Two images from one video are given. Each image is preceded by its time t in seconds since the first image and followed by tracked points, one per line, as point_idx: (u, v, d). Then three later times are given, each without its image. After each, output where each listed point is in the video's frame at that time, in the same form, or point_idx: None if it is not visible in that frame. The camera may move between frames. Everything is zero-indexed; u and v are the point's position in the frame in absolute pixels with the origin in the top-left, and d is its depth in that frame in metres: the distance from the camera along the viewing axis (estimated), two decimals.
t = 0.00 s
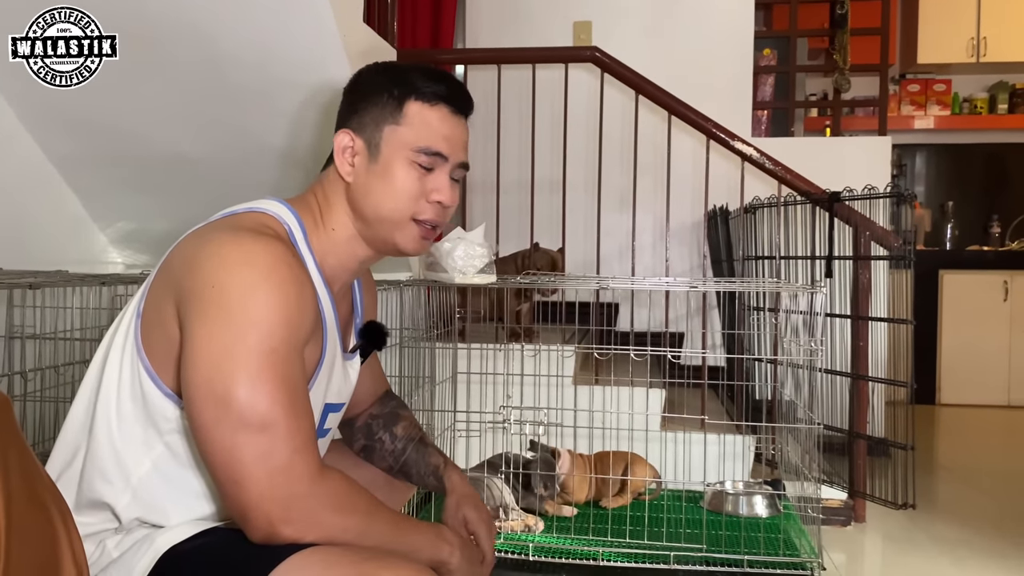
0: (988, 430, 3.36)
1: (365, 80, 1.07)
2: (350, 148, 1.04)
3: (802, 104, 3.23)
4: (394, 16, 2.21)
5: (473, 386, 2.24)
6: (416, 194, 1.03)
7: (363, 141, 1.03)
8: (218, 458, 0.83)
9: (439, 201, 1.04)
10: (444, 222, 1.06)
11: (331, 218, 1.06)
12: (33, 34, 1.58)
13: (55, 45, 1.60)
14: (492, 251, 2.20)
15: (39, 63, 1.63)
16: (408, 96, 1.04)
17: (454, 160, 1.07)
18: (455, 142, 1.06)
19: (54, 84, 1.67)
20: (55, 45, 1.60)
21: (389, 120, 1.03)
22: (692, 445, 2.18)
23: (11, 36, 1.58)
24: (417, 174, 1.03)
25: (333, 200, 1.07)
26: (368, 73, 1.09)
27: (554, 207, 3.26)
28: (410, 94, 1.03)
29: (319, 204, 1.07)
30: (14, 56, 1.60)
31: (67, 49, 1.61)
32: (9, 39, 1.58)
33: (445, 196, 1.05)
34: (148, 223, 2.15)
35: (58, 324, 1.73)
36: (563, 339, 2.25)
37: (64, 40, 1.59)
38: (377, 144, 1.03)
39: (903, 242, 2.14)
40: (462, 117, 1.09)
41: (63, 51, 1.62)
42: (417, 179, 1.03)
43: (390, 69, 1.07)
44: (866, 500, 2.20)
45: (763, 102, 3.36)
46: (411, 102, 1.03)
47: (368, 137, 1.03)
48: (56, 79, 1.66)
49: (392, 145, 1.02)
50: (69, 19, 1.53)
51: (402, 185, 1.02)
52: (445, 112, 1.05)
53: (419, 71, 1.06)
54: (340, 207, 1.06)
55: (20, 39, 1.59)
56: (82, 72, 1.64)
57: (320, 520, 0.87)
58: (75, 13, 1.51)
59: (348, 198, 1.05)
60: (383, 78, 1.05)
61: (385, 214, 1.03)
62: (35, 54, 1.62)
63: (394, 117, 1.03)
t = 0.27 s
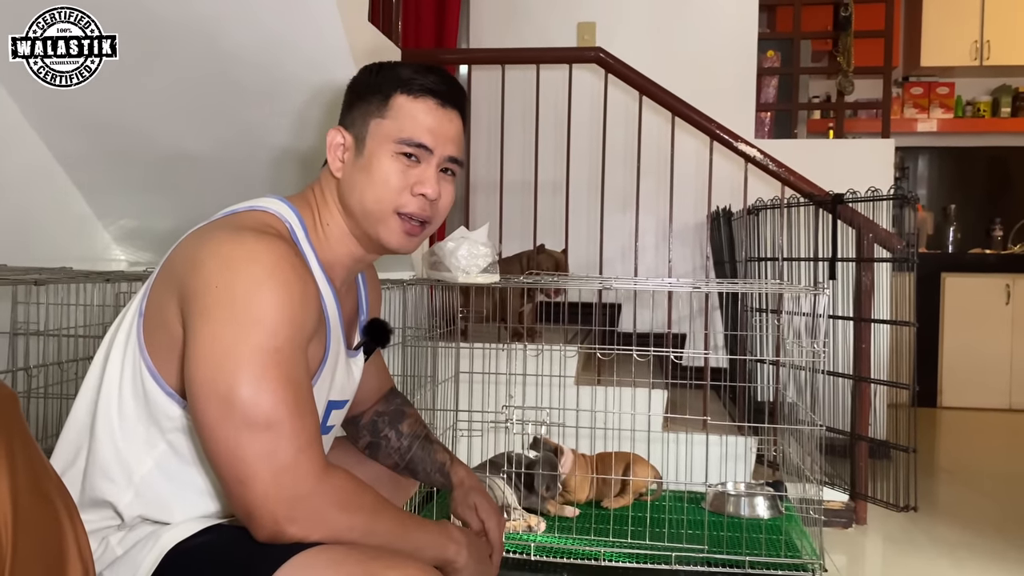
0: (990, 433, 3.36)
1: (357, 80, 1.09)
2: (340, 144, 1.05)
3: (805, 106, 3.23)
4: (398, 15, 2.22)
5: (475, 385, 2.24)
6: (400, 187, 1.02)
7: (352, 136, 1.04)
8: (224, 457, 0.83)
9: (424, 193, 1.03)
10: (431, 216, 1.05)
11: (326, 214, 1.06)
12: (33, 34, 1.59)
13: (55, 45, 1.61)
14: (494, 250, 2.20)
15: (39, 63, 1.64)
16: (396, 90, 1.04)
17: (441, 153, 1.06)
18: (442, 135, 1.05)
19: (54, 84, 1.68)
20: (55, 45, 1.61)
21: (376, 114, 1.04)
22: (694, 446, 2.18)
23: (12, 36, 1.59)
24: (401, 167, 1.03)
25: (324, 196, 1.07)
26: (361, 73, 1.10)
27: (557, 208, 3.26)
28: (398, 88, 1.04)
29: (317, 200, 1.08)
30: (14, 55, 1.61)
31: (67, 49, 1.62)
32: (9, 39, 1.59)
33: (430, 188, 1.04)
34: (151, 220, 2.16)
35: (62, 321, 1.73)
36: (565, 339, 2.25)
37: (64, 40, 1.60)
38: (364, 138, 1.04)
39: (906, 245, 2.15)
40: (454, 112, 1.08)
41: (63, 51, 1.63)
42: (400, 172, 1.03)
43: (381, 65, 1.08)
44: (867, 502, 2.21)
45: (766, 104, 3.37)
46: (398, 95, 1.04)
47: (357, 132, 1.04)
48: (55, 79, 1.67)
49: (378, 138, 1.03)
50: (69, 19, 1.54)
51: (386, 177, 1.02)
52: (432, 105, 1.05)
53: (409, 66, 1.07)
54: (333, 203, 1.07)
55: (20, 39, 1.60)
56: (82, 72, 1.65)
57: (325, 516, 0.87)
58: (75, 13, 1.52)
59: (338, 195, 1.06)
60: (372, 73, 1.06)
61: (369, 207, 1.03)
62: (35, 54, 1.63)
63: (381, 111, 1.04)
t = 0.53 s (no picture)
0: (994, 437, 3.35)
1: (364, 79, 1.09)
2: (345, 142, 1.05)
3: (810, 108, 3.23)
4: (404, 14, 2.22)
5: (478, 385, 2.25)
6: (404, 187, 1.02)
7: (357, 135, 1.04)
8: (226, 455, 0.83)
9: (428, 195, 1.03)
10: (435, 217, 1.05)
11: (329, 213, 1.07)
12: (33, 34, 1.61)
13: (54, 45, 1.63)
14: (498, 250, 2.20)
15: (38, 63, 1.66)
16: (403, 90, 1.04)
17: (447, 155, 1.06)
18: (448, 136, 1.05)
19: (54, 84, 1.69)
20: (55, 46, 1.63)
21: (382, 114, 1.04)
22: (696, 447, 2.18)
23: (11, 36, 1.61)
24: (406, 168, 1.03)
25: (328, 194, 1.07)
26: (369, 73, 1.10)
27: (560, 208, 3.26)
28: (405, 89, 1.04)
29: (320, 199, 1.07)
30: (13, 56, 1.64)
31: (67, 49, 1.64)
32: (8, 39, 1.61)
33: (435, 190, 1.04)
34: (156, 218, 2.16)
35: (67, 317, 1.73)
36: (568, 340, 2.25)
37: (64, 40, 1.62)
38: (370, 137, 1.03)
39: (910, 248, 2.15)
40: (460, 114, 1.08)
41: (63, 51, 1.65)
42: (405, 172, 1.02)
43: (388, 65, 1.08)
44: (869, 505, 2.21)
45: (770, 106, 3.37)
46: (405, 95, 1.04)
47: (363, 130, 1.04)
48: (55, 79, 1.68)
49: (384, 138, 1.03)
50: (69, 19, 1.56)
51: (391, 177, 1.02)
52: (438, 106, 1.05)
53: (416, 66, 1.07)
54: (336, 201, 1.06)
55: (20, 39, 1.62)
56: (82, 73, 1.66)
57: (327, 513, 0.87)
58: (75, 12, 1.55)
59: (340, 193, 1.06)
60: (379, 72, 1.06)
61: (372, 206, 1.02)
62: (34, 54, 1.65)
63: (387, 111, 1.04)
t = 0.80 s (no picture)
0: (998, 441, 3.35)
1: (370, 77, 1.09)
2: (351, 140, 1.05)
3: (814, 110, 3.23)
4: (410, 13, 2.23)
5: (481, 385, 2.25)
6: (412, 186, 1.02)
7: (364, 133, 1.04)
8: (229, 453, 0.83)
9: (436, 194, 1.03)
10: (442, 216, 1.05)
11: (335, 212, 1.06)
12: (33, 34, 1.61)
13: (54, 45, 1.64)
14: (502, 250, 2.20)
15: (39, 63, 1.67)
16: (411, 89, 1.04)
17: (454, 154, 1.06)
18: (456, 136, 1.06)
19: (54, 84, 1.70)
20: (55, 46, 1.64)
21: (389, 112, 1.04)
22: (699, 448, 2.18)
23: (11, 36, 1.62)
24: (413, 166, 1.03)
25: (334, 193, 1.07)
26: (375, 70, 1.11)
27: (564, 209, 3.26)
28: (412, 87, 1.04)
29: (325, 197, 1.07)
30: (13, 56, 1.65)
31: (67, 49, 1.64)
32: (8, 39, 1.62)
33: (443, 189, 1.04)
34: (160, 216, 2.16)
35: (71, 313, 1.74)
36: (571, 340, 2.25)
37: (64, 40, 1.63)
38: (377, 136, 1.03)
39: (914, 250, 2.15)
40: (467, 113, 1.09)
41: (63, 51, 1.65)
42: (413, 171, 1.03)
43: (394, 63, 1.08)
44: (872, 507, 2.20)
45: (775, 108, 3.37)
46: (412, 94, 1.04)
47: (370, 129, 1.04)
48: (56, 79, 1.69)
49: (391, 136, 1.03)
50: (69, 20, 1.57)
51: (399, 176, 1.02)
52: (446, 106, 1.05)
53: (422, 64, 1.07)
54: (342, 199, 1.06)
55: (20, 40, 1.62)
56: (82, 73, 1.67)
57: (329, 511, 0.87)
58: (75, 13, 1.55)
59: (346, 191, 1.06)
60: (386, 71, 1.06)
61: (380, 205, 1.03)
62: (35, 54, 1.66)
63: (394, 108, 1.04)
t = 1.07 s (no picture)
0: (1001, 444, 3.34)
1: (366, 52, 1.09)
2: (350, 114, 1.04)
3: (819, 111, 3.23)
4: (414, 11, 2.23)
5: (483, 384, 2.25)
6: (412, 154, 1.02)
7: (363, 105, 1.04)
8: (227, 447, 0.82)
9: (437, 161, 1.03)
10: (444, 185, 1.05)
11: (338, 190, 1.06)
12: (33, 34, 1.63)
13: (54, 46, 1.65)
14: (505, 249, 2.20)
15: (39, 63, 1.68)
16: (406, 59, 1.04)
17: (453, 123, 1.06)
18: (454, 104, 1.06)
19: (54, 84, 1.71)
20: (55, 46, 1.64)
21: (386, 83, 1.04)
22: (701, 449, 2.18)
23: (12, 36, 1.63)
24: (413, 135, 1.03)
25: (337, 171, 1.07)
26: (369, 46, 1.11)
27: (567, 209, 3.26)
28: (408, 58, 1.04)
29: (327, 178, 1.07)
30: (13, 55, 1.66)
31: (67, 50, 1.65)
32: (9, 39, 1.63)
33: (444, 157, 1.04)
34: (163, 214, 2.16)
35: (74, 311, 1.74)
36: (574, 340, 2.25)
37: (64, 41, 1.63)
38: (375, 107, 1.03)
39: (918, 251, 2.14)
40: (464, 82, 1.09)
41: (63, 51, 1.66)
42: (412, 140, 1.02)
43: (390, 37, 1.08)
44: (874, 509, 2.20)
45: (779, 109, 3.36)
46: (408, 64, 1.04)
47: (368, 101, 1.04)
48: (56, 79, 1.70)
49: (389, 106, 1.02)
50: (69, 20, 1.57)
51: (399, 145, 1.02)
52: (443, 74, 1.05)
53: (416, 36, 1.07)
54: (345, 178, 1.06)
55: (20, 40, 1.64)
56: (82, 73, 1.68)
57: (326, 509, 0.87)
58: (75, 13, 1.55)
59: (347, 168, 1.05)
60: (382, 44, 1.06)
61: (380, 176, 1.02)
62: (35, 54, 1.67)
63: (390, 79, 1.04)
